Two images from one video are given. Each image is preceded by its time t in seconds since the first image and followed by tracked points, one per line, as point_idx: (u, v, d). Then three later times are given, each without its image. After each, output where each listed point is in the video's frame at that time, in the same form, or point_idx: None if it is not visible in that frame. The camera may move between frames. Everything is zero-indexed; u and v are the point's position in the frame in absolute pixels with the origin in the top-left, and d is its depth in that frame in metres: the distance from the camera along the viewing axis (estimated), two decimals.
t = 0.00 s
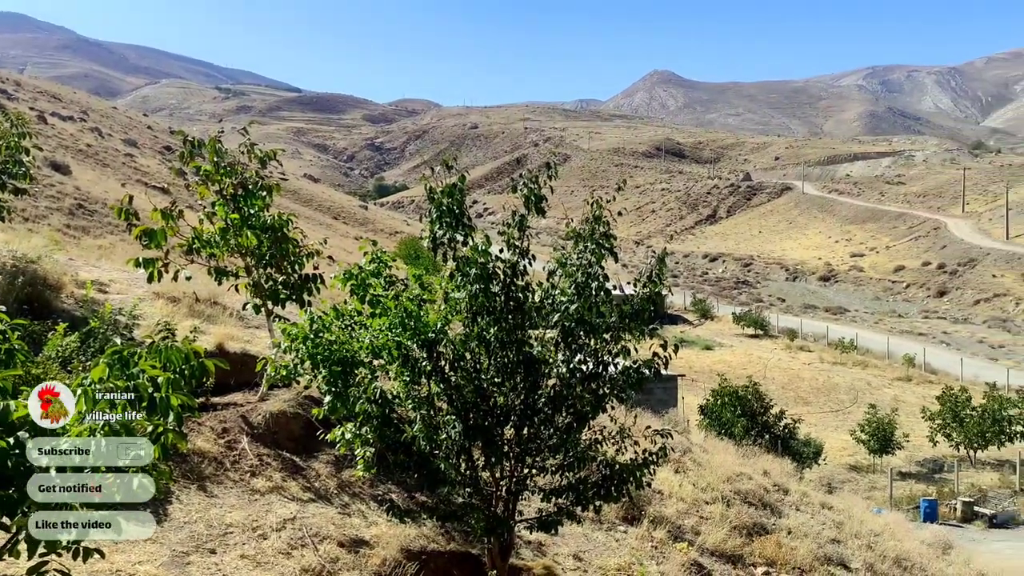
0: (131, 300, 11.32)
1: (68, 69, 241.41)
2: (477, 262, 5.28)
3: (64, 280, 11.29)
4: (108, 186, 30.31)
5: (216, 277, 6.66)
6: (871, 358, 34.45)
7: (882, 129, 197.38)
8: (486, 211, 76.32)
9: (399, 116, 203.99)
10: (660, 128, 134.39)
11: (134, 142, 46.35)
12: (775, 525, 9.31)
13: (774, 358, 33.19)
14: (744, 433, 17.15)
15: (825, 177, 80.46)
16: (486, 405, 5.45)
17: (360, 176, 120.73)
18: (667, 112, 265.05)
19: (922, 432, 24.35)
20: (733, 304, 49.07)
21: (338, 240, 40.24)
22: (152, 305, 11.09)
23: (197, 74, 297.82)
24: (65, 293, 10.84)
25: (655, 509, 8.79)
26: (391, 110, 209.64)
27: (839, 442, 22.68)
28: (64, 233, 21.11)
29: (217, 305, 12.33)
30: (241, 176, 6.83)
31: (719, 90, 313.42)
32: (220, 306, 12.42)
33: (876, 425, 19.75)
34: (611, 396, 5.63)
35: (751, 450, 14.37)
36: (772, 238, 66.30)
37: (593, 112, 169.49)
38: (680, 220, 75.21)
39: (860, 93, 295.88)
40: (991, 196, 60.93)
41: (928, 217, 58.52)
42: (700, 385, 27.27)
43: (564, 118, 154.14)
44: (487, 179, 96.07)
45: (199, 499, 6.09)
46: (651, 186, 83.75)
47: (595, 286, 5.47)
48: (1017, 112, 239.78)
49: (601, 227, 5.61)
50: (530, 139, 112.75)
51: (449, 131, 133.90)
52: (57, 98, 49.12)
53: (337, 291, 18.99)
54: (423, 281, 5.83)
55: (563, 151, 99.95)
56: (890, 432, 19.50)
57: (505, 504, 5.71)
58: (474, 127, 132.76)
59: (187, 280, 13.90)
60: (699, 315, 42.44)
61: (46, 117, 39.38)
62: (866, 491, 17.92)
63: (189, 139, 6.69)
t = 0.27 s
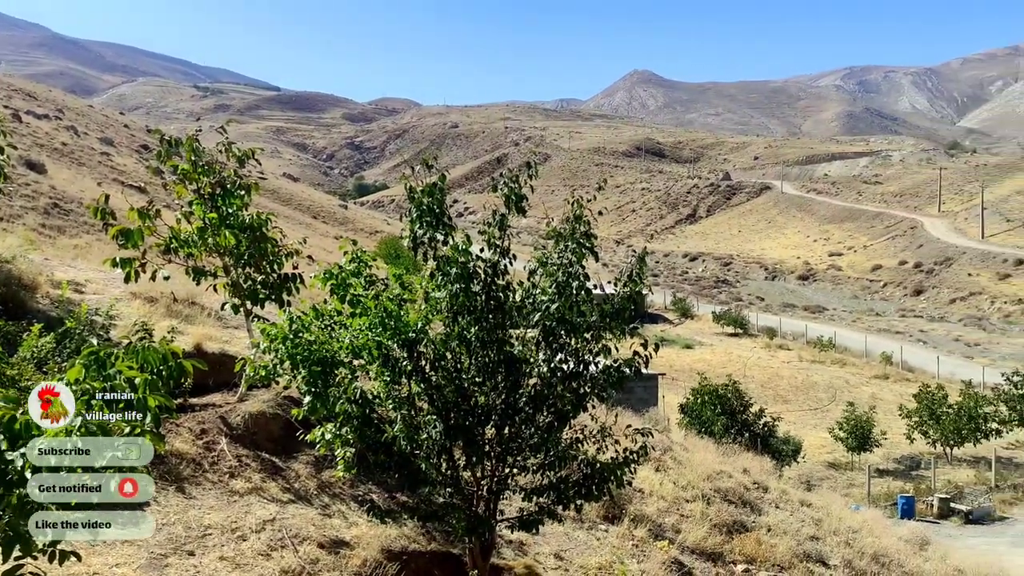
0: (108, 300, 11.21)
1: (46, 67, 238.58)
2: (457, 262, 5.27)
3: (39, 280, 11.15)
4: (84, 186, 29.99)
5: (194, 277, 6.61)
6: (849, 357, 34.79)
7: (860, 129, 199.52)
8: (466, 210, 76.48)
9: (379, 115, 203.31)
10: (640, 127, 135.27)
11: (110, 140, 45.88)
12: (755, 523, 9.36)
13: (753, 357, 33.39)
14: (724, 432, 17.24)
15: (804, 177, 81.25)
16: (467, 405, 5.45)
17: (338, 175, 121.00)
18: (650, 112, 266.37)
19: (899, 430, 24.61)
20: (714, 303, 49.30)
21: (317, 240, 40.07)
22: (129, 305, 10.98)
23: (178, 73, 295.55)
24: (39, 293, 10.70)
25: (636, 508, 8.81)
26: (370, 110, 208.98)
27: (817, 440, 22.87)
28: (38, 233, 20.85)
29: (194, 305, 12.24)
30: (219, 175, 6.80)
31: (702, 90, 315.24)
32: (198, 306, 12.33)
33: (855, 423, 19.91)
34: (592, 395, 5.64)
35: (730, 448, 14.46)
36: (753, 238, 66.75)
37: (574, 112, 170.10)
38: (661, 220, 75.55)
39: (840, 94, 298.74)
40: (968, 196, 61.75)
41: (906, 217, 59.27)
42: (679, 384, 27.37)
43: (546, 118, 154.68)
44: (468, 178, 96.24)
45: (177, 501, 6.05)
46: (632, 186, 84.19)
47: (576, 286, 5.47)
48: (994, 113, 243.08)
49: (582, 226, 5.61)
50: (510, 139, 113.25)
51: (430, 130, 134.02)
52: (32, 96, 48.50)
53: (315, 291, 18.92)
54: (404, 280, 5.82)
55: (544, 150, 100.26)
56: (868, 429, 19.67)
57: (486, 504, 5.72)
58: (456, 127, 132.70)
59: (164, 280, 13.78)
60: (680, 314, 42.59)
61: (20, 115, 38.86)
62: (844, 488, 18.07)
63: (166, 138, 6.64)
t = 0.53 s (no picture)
0: (84, 300, 11.08)
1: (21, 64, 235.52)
2: (438, 261, 5.25)
3: (13, 280, 11.01)
4: (59, 184, 29.64)
5: (171, 277, 6.55)
6: (827, 355, 35.12)
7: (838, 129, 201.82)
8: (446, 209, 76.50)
9: (359, 113, 202.54)
10: (620, 127, 136.10)
11: (86, 139, 45.38)
12: (735, 520, 9.43)
13: (733, 355, 33.62)
14: (704, 430, 17.36)
15: (782, 176, 82.06)
16: (448, 405, 5.43)
17: (317, 174, 120.86)
18: (631, 112, 267.70)
19: (876, 427, 24.88)
20: (694, 302, 49.58)
21: (296, 239, 39.89)
22: (106, 305, 10.87)
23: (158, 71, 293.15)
24: (14, 293, 10.56)
25: (617, 506, 8.84)
26: (348, 108, 208.26)
27: (796, 437, 23.06)
28: (11, 232, 20.58)
29: (172, 305, 12.15)
30: (197, 174, 6.78)
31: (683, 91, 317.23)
32: (176, 306, 12.24)
33: (833, 420, 20.10)
34: (573, 394, 5.64)
35: (710, 446, 14.53)
36: (732, 238, 67.27)
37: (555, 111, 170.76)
38: (640, 218, 75.95)
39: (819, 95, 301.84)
40: (943, 196, 62.70)
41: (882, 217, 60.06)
42: (659, 383, 27.49)
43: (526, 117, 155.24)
44: (448, 177, 96.32)
45: (155, 503, 6.00)
46: (612, 185, 84.63)
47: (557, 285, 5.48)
48: (969, 113, 246.63)
49: (563, 225, 5.62)
50: (490, 138, 113.68)
51: (410, 129, 134.06)
52: (6, 93, 47.82)
53: (295, 290, 18.84)
54: (385, 280, 5.81)
55: (524, 149, 100.58)
56: (846, 426, 19.87)
57: (467, 503, 5.71)
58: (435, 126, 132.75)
59: (141, 280, 13.66)
60: (660, 313, 42.80)
61: None
62: (823, 485, 18.24)
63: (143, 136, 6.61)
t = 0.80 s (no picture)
0: (60, 300, 10.95)
1: None
2: (418, 260, 5.22)
3: None
4: (33, 182, 29.27)
5: (148, 276, 6.51)
6: (806, 353, 35.42)
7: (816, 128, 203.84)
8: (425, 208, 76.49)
9: (336, 112, 201.95)
10: (600, 126, 136.79)
11: (60, 137, 44.86)
12: (715, 518, 9.48)
13: (712, 353, 33.81)
14: (684, 428, 17.45)
15: (761, 175, 82.80)
16: (429, 404, 5.40)
17: (296, 171, 120.59)
18: (613, 112, 268.81)
19: (854, 424, 25.11)
20: (674, 300, 49.82)
21: (275, 238, 39.68)
22: (81, 306, 10.74)
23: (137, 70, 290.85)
24: None
25: (597, 504, 8.86)
26: (327, 107, 207.30)
27: (775, 435, 23.23)
28: None
29: (149, 304, 12.04)
30: (174, 172, 6.74)
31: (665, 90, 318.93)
32: (153, 306, 12.13)
33: (811, 417, 20.26)
34: (553, 393, 5.64)
35: (690, 444, 14.61)
36: (711, 236, 67.71)
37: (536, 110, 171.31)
38: (621, 217, 76.23)
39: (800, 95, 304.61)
40: (919, 195, 63.53)
41: (859, 216, 60.77)
42: (640, 381, 27.59)
43: (507, 115, 155.68)
44: (428, 176, 96.37)
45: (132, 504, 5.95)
46: (592, 184, 84.95)
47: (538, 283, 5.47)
48: (945, 113, 249.91)
49: (543, 224, 5.62)
50: (470, 136, 113.84)
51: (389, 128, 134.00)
52: None
53: (273, 290, 18.73)
54: (364, 279, 5.79)
55: (504, 148, 100.84)
56: (824, 424, 20.03)
57: (448, 503, 5.70)
58: (414, 125, 132.71)
59: (116, 280, 13.52)
60: (641, 312, 42.97)
61: None
62: (801, 482, 18.38)
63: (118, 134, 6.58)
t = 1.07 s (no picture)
0: (32, 300, 10.82)
1: None
2: (397, 258, 5.22)
3: None
4: (5, 181, 28.87)
5: (123, 275, 6.46)
6: (784, 351, 35.69)
7: (794, 127, 205.90)
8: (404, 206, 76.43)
9: (316, 110, 201.42)
10: (579, 125, 137.42)
11: (33, 135, 44.29)
12: (694, 515, 9.54)
13: (691, 351, 33.99)
14: (663, 425, 17.52)
15: (739, 174, 83.49)
16: (408, 403, 5.38)
17: (274, 171, 120.22)
18: (595, 111, 269.85)
19: (831, 421, 25.33)
20: (653, 299, 50.04)
21: (252, 237, 39.48)
22: (55, 306, 10.63)
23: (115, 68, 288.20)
24: None
25: (577, 502, 8.89)
26: (304, 105, 206.43)
27: (753, 432, 23.39)
28: None
29: (124, 304, 11.94)
30: (150, 171, 6.71)
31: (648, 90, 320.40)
32: (128, 305, 12.03)
33: (789, 415, 20.42)
34: (533, 391, 5.64)
35: (668, 441, 14.69)
36: (689, 235, 68.11)
37: (516, 109, 171.76)
38: (600, 216, 76.50)
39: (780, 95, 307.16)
40: (895, 194, 64.32)
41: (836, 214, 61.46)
42: (619, 379, 27.69)
43: (486, 114, 155.97)
44: (407, 175, 96.28)
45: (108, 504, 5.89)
46: (571, 183, 85.22)
47: (517, 282, 5.48)
48: (920, 113, 253.13)
49: (522, 223, 5.64)
50: (449, 135, 113.94)
51: (368, 126, 133.91)
52: None
53: (249, 290, 18.62)
54: (343, 278, 5.77)
55: (483, 147, 100.97)
56: (801, 421, 20.20)
57: (427, 502, 5.69)
58: (392, 123, 132.70)
59: (90, 280, 13.39)
60: (620, 310, 43.11)
61: None
62: (779, 479, 18.50)
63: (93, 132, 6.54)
